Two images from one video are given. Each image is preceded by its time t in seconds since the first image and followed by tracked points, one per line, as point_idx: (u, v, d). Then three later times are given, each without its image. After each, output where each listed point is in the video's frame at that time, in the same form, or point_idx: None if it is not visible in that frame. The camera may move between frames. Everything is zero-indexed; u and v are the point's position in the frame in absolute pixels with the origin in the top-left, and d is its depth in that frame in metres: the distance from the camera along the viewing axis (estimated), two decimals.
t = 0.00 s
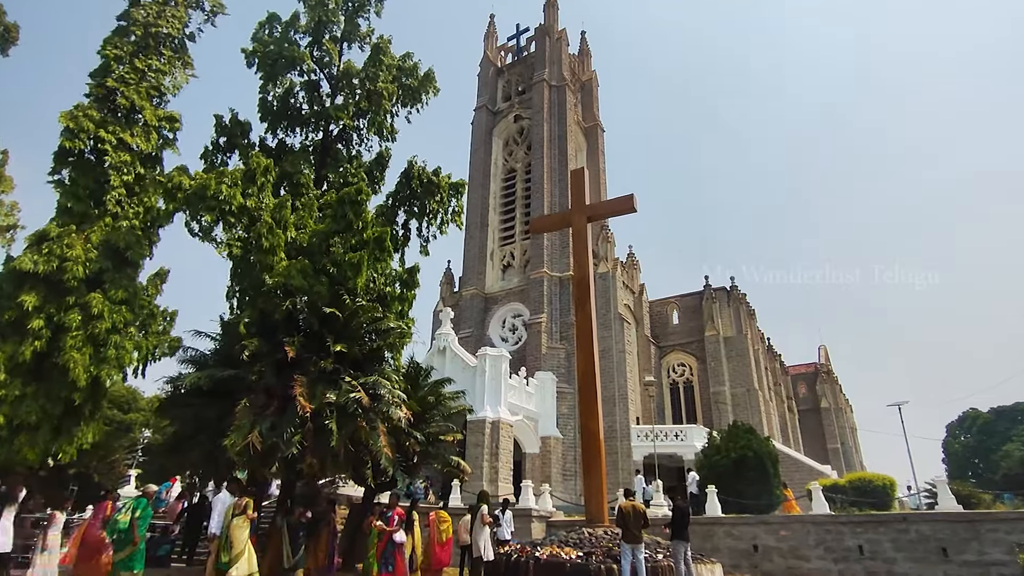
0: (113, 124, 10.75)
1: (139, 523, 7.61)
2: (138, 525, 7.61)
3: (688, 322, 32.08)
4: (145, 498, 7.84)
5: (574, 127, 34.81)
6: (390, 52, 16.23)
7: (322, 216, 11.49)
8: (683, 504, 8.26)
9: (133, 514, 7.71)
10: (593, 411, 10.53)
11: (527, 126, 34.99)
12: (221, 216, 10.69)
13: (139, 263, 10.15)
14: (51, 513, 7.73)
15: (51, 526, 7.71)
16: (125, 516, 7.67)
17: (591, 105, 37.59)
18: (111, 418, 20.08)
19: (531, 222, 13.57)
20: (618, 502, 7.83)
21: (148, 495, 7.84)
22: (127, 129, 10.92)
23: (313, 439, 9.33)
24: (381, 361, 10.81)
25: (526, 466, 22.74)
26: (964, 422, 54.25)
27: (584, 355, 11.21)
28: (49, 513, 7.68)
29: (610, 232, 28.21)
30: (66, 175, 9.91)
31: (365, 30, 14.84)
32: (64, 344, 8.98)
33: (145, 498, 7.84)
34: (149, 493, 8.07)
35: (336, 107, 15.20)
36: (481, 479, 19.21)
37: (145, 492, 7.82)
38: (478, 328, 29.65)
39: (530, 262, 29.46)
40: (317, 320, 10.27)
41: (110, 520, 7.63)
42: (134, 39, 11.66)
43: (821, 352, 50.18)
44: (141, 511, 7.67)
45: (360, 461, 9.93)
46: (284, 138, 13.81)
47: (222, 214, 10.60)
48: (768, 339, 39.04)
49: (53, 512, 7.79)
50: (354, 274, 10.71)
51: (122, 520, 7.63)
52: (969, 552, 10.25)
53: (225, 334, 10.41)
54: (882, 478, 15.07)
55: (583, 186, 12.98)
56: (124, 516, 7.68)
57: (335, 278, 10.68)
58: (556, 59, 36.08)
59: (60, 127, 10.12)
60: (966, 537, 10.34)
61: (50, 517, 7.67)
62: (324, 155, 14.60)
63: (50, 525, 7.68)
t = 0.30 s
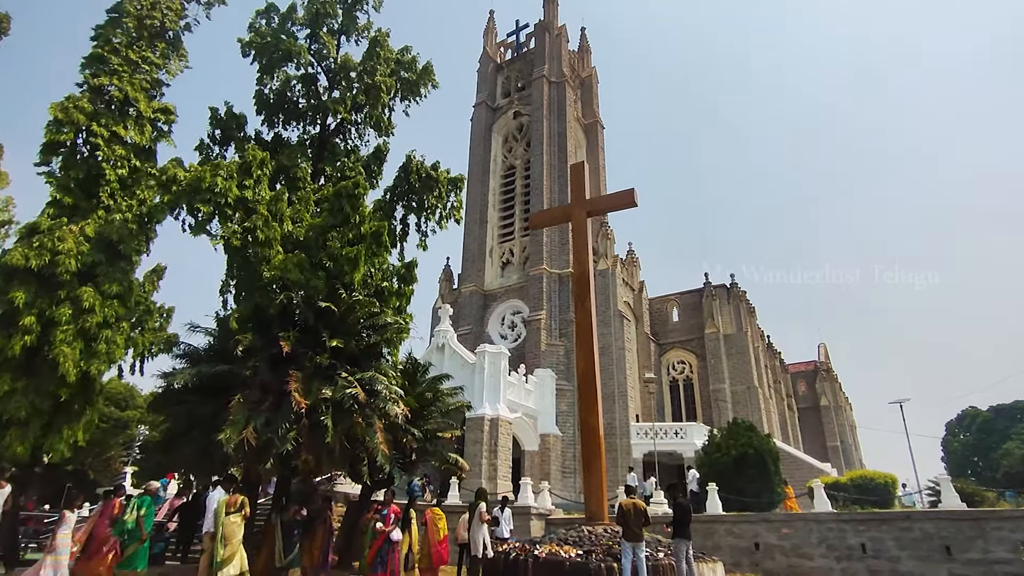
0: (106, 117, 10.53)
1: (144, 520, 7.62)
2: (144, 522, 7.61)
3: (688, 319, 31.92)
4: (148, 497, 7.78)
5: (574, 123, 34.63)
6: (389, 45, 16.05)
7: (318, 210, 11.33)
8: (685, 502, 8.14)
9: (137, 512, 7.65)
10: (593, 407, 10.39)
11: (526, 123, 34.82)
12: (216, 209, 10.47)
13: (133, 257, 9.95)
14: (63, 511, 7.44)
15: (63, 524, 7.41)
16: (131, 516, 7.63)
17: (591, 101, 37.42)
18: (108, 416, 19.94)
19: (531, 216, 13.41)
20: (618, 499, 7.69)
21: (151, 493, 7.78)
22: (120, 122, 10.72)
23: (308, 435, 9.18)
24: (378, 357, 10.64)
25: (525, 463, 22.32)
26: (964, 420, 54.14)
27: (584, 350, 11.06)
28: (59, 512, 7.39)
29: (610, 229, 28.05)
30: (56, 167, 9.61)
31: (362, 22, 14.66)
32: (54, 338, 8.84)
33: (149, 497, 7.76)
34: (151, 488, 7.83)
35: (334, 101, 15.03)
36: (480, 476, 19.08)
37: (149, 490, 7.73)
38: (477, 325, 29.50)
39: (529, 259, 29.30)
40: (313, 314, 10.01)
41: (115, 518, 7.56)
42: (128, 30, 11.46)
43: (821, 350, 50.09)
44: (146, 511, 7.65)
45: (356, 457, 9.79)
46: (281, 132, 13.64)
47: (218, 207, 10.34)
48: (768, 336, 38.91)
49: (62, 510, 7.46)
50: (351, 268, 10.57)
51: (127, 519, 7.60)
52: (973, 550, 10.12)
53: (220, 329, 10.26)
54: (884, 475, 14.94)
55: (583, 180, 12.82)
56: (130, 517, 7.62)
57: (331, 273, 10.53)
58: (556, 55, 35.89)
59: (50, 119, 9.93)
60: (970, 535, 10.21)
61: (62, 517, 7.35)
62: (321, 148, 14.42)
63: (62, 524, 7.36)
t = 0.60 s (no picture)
0: (99, 107, 10.32)
1: (144, 515, 7.64)
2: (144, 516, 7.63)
3: (687, 317, 31.80)
4: (147, 493, 7.92)
5: (573, 119, 34.47)
6: (386, 38, 15.86)
7: (314, 204, 11.16)
8: (685, 499, 8.06)
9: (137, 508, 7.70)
10: (592, 403, 10.26)
11: (525, 119, 34.63)
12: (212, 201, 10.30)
13: (127, 251, 9.76)
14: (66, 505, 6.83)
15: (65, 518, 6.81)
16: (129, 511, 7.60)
17: (590, 98, 37.24)
18: (103, 412, 19.77)
19: (529, 211, 13.26)
20: (618, 497, 7.57)
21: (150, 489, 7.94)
22: (114, 113, 10.53)
23: (303, 431, 9.05)
24: (375, 352, 10.50)
25: (523, 460, 22.39)
26: (962, 419, 54.23)
27: (583, 346, 10.93)
28: (65, 506, 6.79)
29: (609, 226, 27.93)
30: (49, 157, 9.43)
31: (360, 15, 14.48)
32: (44, 332, 8.66)
33: (148, 493, 7.93)
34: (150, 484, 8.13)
35: (331, 94, 14.86)
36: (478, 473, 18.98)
37: (148, 486, 7.88)
38: (475, 322, 29.37)
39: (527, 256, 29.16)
40: (308, 309, 9.95)
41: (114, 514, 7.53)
42: (122, 21, 11.28)
43: (819, 348, 50.07)
44: (146, 506, 7.69)
45: (351, 454, 9.67)
46: (277, 125, 13.47)
47: (213, 199, 10.20)
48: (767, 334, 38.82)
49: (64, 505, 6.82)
50: (348, 262, 10.36)
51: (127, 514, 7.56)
52: (975, 548, 10.02)
53: (213, 323, 10.11)
54: (884, 472, 14.86)
55: (582, 174, 12.67)
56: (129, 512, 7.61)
57: (327, 267, 10.36)
58: (555, 51, 35.71)
59: (42, 109, 9.76)
60: (973, 533, 10.11)
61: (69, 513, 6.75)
62: (318, 142, 14.24)
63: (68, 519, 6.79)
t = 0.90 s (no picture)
0: (92, 98, 10.12)
1: (144, 515, 7.48)
2: (143, 516, 7.48)
3: (684, 315, 31.68)
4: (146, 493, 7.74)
5: (571, 117, 34.32)
6: (383, 32, 15.68)
7: (310, 199, 10.97)
8: (685, 498, 7.94)
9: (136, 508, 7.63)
10: (591, 400, 10.14)
11: (523, 117, 34.45)
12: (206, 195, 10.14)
13: (117, 244, 9.60)
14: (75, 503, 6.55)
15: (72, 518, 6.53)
16: (129, 512, 7.46)
17: (588, 96, 37.07)
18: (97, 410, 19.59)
19: (527, 207, 13.11)
20: (617, 495, 7.43)
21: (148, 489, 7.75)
22: (107, 104, 10.32)
23: (297, 428, 8.90)
24: (370, 348, 10.36)
25: (519, 458, 22.31)
26: (958, 418, 54.39)
27: (582, 343, 10.79)
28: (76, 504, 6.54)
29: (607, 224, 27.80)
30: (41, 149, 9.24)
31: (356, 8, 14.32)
32: (33, 326, 8.48)
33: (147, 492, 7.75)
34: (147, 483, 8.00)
35: (327, 88, 14.69)
36: (474, 472, 18.86)
37: (146, 486, 7.67)
38: (472, 319, 29.23)
39: (524, 254, 29.01)
40: (304, 304, 9.79)
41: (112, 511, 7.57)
42: (116, 12, 11.08)
43: (816, 348, 50.07)
44: (145, 506, 7.53)
45: (346, 451, 9.52)
46: (273, 119, 13.29)
47: (207, 192, 10.03)
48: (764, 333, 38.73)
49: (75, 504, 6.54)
50: (344, 257, 10.21)
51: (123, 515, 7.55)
52: (977, 548, 9.91)
53: (206, 319, 9.94)
54: (883, 472, 14.77)
55: (581, 170, 12.52)
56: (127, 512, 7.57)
57: (323, 262, 10.20)
58: (553, 48, 35.53)
59: (32, 99, 9.54)
60: (975, 533, 10.00)
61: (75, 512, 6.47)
62: (314, 137, 14.06)
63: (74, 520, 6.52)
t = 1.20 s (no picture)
0: (83, 90, 9.92)
1: (143, 513, 7.38)
2: (142, 515, 7.38)
3: (681, 314, 31.60)
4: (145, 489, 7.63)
5: (568, 115, 34.19)
6: (379, 26, 15.51)
7: (304, 194, 10.80)
8: (684, 496, 7.80)
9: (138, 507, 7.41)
10: (588, 397, 10.02)
11: (520, 115, 34.30)
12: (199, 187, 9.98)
13: (106, 237, 9.42)
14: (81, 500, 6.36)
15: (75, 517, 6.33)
16: (128, 510, 7.38)
17: (585, 94, 36.94)
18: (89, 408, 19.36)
19: (524, 202, 12.98)
20: (615, 493, 7.32)
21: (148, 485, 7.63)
22: (98, 96, 10.13)
23: (290, 424, 8.77)
24: (365, 344, 10.22)
25: (515, 458, 22.21)
26: (952, 418, 54.58)
27: (579, 339, 10.66)
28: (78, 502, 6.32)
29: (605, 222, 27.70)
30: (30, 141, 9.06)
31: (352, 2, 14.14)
32: (20, 320, 8.32)
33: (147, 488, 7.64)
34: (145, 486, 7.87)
35: (322, 82, 14.52)
36: (470, 470, 18.72)
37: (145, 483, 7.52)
38: (468, 318, 29.08)
39: (521, 252, 28.87)
40: (297, 299, 9.63)
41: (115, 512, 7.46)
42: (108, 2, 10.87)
43: (811, 347, 50.09)
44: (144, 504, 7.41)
45: (340, 449, 9.37)
46: (267, 113, 13.10)
47: (200, 186, 9.86)
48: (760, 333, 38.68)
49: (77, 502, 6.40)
50: (338, 252, 10.09)
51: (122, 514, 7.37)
52: (978, 547, 9.84)
53: (199, 314, 9.76)
54: (880, 471, 14.71)
55: (579, 165, 12.40)
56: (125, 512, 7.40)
57: (317, 256, 10.03)
58: (550, 46, 35.38)
59: (21, 89, 9.33)
60: (975, 532, 9.93)
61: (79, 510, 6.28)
62: (309, 131, 13.90)
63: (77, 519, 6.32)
